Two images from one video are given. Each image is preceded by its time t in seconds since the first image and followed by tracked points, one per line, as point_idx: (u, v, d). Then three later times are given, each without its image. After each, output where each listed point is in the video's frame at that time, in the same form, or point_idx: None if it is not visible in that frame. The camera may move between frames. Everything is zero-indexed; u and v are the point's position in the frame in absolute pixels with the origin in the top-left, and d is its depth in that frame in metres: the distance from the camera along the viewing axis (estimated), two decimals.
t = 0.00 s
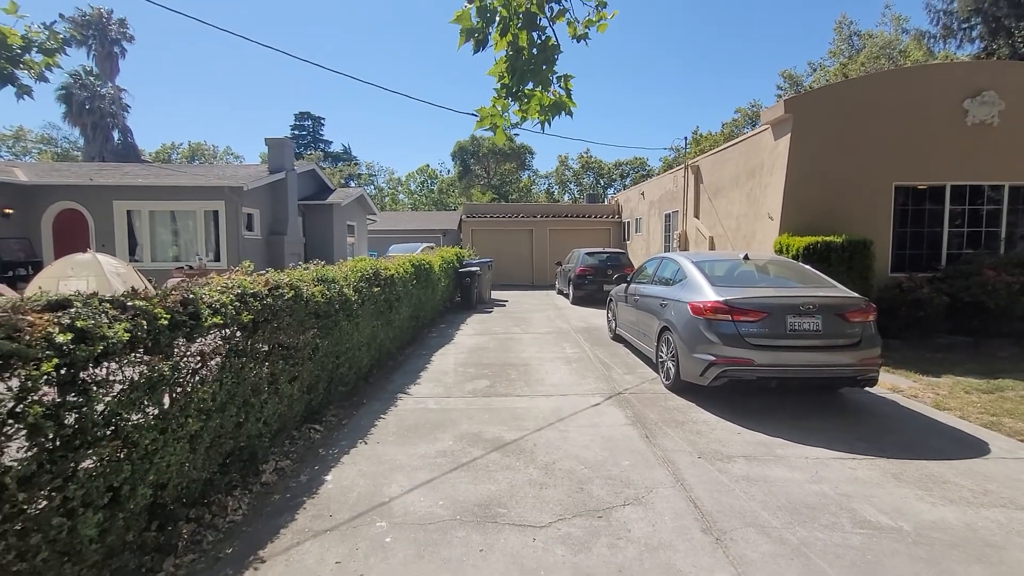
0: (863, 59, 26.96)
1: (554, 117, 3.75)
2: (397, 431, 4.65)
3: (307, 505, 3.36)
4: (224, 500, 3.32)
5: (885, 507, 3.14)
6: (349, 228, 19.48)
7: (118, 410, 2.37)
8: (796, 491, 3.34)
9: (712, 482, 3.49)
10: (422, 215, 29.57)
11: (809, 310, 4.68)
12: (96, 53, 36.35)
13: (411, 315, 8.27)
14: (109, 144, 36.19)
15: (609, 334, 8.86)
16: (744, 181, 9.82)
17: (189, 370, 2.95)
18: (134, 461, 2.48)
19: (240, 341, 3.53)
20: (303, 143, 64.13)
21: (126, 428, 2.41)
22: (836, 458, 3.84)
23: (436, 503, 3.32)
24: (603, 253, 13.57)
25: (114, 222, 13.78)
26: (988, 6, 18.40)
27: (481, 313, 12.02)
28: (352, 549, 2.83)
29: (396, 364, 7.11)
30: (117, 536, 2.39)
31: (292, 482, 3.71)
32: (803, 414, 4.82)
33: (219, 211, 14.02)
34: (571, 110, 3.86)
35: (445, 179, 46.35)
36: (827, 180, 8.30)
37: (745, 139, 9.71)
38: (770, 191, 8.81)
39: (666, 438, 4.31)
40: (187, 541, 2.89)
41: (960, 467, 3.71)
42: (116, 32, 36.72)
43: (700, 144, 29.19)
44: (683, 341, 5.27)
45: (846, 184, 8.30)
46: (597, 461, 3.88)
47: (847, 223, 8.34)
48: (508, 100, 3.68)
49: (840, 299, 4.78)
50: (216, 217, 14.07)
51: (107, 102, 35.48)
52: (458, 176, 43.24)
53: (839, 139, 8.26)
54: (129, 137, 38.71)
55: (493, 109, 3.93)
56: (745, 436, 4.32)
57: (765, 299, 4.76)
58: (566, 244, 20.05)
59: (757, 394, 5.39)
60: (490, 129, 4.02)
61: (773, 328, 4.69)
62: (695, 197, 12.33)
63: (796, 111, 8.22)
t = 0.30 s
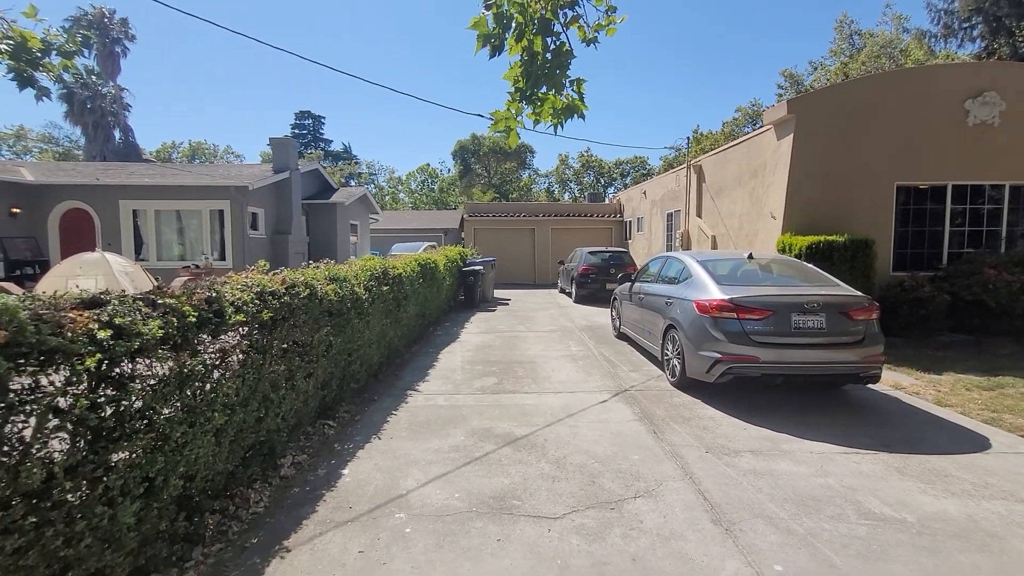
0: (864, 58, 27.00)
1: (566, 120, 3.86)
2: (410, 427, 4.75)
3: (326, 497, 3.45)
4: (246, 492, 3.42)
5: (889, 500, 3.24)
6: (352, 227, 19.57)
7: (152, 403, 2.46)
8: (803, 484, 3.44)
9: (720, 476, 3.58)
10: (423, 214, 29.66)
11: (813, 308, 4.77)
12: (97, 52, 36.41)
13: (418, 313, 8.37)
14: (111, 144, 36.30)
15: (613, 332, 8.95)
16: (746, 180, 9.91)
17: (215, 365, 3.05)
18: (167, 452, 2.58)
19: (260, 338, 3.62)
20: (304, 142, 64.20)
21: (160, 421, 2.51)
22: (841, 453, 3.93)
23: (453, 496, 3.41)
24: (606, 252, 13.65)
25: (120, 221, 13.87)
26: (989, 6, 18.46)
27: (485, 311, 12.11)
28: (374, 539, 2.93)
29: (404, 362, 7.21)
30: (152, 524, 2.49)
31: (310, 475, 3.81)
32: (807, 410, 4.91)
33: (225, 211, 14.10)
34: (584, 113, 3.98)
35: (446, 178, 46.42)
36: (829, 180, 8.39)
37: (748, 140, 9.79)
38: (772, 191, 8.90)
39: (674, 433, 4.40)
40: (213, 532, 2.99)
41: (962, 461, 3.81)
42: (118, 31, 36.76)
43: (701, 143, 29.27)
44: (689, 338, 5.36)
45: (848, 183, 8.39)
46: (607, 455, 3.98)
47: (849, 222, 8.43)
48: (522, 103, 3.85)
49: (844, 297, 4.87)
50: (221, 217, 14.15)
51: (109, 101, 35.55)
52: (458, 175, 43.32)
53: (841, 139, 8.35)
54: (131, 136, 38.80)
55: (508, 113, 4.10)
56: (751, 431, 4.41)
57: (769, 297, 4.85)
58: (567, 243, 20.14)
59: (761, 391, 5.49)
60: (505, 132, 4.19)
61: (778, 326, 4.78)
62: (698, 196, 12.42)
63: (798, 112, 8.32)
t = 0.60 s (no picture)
0: (865, 57, 26.99)
1: (576, 121, 3.96)
2: (418, 422, 4.82)
3: (339, 490, 3.53)
4: (261, 485, 3.51)
5: (889, 494, 3.32)
6: (354, 225, 19.63)
7: (177, 396, 2.55)
8: (805, 479, 3.52)
9: (724, 471, 3.66)
10: (424, 212, 29.71)
11: (815, 307, 4.84)
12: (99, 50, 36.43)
13: (422, 311, 8.42)
14: (111, 140, 36.32)
15: (616, 330, 9.03)
16: (748, 180, 9.97)
17: (233, 361, 3.12)
18: (191, 445, 2.66)
19: (275, 334, 3.70)
20: (304, 140, 64.20)
21: (184, 414, 2.59)
22: (841, 449, 4.01)
23: (463, 489, 3.49)
24: (608, 251, 13.71)
25: (124, 218, 13.92)
26: (991, 6, 18.46)
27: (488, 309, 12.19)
28: (388, 530, 3.00)
29: (410, 359, 7.28)
30: (175, 513, 2.58)
31: (322, 469, 3.89)
32: (808, 407, 4.99)
33: (228, 209, 14.12)
34: (592, 115, 4.11)
35: (447, 176, 46.45)
36: (831, 180, 8.46)
37: (750, 140, 9.85)
38: (774, 191, 8.96)
39: (677, 429, 4.48)
40: (231, 522, 3.08)
41: (960, 457, 3.89)
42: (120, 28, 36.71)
43: (702, 142, 29.30)
44: (692, 336, 5.44)
45: (850, 183, 8.45)
46: (612, 450, 4.06)
47: (850, 222, 8.51)
48: (532, 105, 3.99)
49: (845, 296, 4.94)
50: (225, 214, 14.20)
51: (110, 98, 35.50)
52: (459, 173, 43.34)
53: (843, 139, 8.41)
54: (132, 133, 38.82)
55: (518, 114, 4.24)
56: (753, 428, 4.50)
57: (772, 296, 4.92)
58: (568, 241, 20.20)
59: (763, 389, 5.56)
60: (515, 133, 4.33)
61: (780, 324, 4.86)
62: (699, 195, 12.49)
63: (801, 112, 8.39)
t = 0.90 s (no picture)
0: (864, 56, 27.02)
1: (578, 120, 4.01)
2: (421, 419, 4.86)
3: (344, 485, 3.57)
4: (268, 480, 3.55)
5: (887, 489, 3.36)
6: (354, 224, 19.66)
7: (187, 392, 2.58)
8: (804, 474, 3.56)
9: (724, 466, 3.71)
10: (424, 211, 29.74)
11: (815, 304, 4.89)
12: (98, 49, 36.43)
13: (423, 310, 8.46)
14: (110, 140, 36.29)
15: (616, 329, 9.07)
16: (748, 178, 10.01)
17: (241, 358, 3.16)
18: (201, 440, 2.70)
19: (280, 332, 3.73)
20: (304, 139, 64.16)
21: (194, 409, 2.63)
22: (841, 445, 4.06)
23: (467, 484, 3.54)
24: (608, 250, 13.75)
25: (125, 217, 13.94)
26: (989, 5, 18.52)
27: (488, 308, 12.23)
28: (394, 524, 3.05)
29: (411, 357, 7.32)
30: (186, 507, 2.62)
31: (328, 465, 3.93)
32: (808, 404, 5.04)
33: (229, 208, 14.17)
34: (594, 114, 4.15)
35: (446, 175, 46.44)
36: (830, 179, 8.51)
37: (750, 139, 9.89)
38: (774, 189, 9.00)
39: (678, 426, 4.52)
40: (238, 517, 3.12)
41: (958, 452, 3.93)
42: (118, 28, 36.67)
43: (701, 142, 29.36)
44: (693, 334, 5.48)
45: (849, 181, 8.50)
46: (614, 446, 4.10)
47: (849, 220, 8.55)
48: (536, 104, 4.04)
49: (844, 294, 4.98)
50: (226, 213, 14.23)
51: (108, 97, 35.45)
52: (459, 172, 43.34)
53: (843, 138, 8.45)
54: (131, 133, 38.78)
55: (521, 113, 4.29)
56: (754, 424, 4.54)
57: (771, 294, 4.97)
58: (568, 240, 20.24)
59: (764, 386, 5.60)
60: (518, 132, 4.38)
61: (780, 322, 4.90)
62: (699, 194, 12.53)
63: (801, 111, 8.43)
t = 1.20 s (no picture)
0: (862, 55, 27.04)
1: (576, 119, 4.01)
2: (419, 418, 4.86)
3: (342, 484, 3.57)
4: (265, 479, 3.54)
5: (884, 485, 3.37)
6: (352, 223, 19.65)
7: (184, 392, 2.58)
8: (801, 471, 3.57)
9: (722, 463, 3.71)
10: (422, 210, 29.72)
11: (812, 302, 4.90)
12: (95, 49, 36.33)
13: (421, 309, 8.46)
14: (107, 140, 36.16)
15: (614, 327, 9.08)
16: (746, 177, 10.01)
17: (239, 356, 3.15)
18: (198, 439, 2.69)
19: (278, 330, 3.73)
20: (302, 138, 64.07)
21: (191, 408, 2.63)
22: (838, 442, 4.07)
23: (465, 482, 3.54)
24: (606, 248, 13.75)
25: (122, 217, 13.91)
26: (986, 3, 18.52)
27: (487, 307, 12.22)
28: (392, 522, 3.05)
29: (409, 355, 7.31)
30: (183, 506, 2.61)
31: (325, 464, 3.93)
32: (805, 402, 5.05)
33: (227, 207, 14.15)
34: (593, 112, 4.15)
35: (445, 174, 46.41)
36: (828, 177, 8.52)
37: (748, 137, 9.90)
38: (771, 187, 9.02)
39: (676, 424, 4.53)
40: (236, 516, 3.11)
41: (954, 449, 3.95)
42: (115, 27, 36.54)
43: (700, 140, 29.37)
44: (691, 332, 5.48)
45: (847, 179, 8.51)
46: (612, 444, 4.11)
47: (846, 218, 8.57)
48: (534, 103, 4.04)
49: (842, 292, 4.99)
50: (223, 213, 14.21)
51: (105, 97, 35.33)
52: (457, 171, 43.30)
53: (840, 136, 8.46)
54: (128, 132, 38.68)
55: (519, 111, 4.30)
56: (751, 422, 4.54)
57: (769, 292, 4.97)
58: (566, 239, 20.24)
59: (761, 384, 5.61)
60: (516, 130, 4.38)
61: (778, 320, 4.91)
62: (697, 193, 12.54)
63: (798, 110, 8.44)
